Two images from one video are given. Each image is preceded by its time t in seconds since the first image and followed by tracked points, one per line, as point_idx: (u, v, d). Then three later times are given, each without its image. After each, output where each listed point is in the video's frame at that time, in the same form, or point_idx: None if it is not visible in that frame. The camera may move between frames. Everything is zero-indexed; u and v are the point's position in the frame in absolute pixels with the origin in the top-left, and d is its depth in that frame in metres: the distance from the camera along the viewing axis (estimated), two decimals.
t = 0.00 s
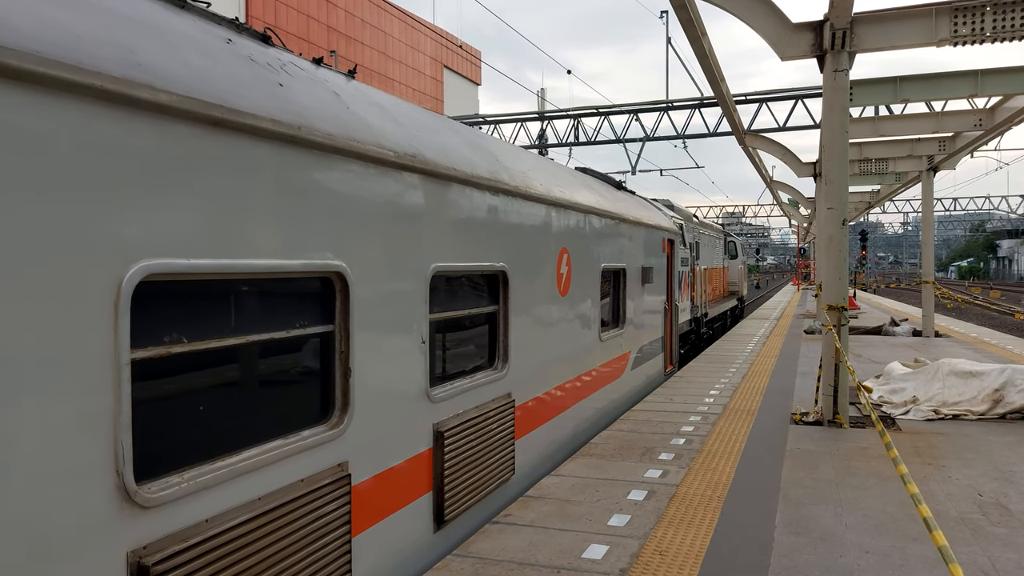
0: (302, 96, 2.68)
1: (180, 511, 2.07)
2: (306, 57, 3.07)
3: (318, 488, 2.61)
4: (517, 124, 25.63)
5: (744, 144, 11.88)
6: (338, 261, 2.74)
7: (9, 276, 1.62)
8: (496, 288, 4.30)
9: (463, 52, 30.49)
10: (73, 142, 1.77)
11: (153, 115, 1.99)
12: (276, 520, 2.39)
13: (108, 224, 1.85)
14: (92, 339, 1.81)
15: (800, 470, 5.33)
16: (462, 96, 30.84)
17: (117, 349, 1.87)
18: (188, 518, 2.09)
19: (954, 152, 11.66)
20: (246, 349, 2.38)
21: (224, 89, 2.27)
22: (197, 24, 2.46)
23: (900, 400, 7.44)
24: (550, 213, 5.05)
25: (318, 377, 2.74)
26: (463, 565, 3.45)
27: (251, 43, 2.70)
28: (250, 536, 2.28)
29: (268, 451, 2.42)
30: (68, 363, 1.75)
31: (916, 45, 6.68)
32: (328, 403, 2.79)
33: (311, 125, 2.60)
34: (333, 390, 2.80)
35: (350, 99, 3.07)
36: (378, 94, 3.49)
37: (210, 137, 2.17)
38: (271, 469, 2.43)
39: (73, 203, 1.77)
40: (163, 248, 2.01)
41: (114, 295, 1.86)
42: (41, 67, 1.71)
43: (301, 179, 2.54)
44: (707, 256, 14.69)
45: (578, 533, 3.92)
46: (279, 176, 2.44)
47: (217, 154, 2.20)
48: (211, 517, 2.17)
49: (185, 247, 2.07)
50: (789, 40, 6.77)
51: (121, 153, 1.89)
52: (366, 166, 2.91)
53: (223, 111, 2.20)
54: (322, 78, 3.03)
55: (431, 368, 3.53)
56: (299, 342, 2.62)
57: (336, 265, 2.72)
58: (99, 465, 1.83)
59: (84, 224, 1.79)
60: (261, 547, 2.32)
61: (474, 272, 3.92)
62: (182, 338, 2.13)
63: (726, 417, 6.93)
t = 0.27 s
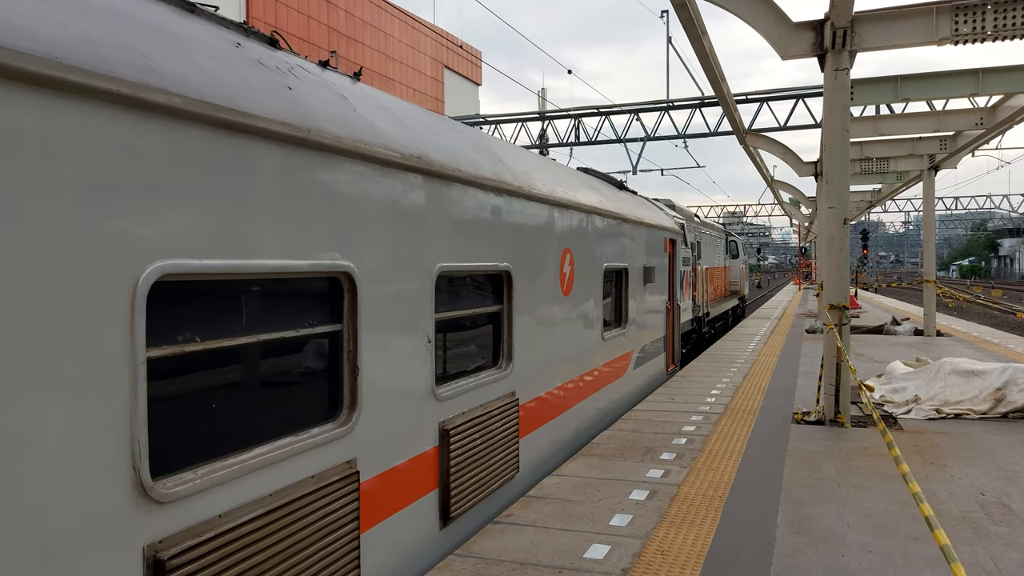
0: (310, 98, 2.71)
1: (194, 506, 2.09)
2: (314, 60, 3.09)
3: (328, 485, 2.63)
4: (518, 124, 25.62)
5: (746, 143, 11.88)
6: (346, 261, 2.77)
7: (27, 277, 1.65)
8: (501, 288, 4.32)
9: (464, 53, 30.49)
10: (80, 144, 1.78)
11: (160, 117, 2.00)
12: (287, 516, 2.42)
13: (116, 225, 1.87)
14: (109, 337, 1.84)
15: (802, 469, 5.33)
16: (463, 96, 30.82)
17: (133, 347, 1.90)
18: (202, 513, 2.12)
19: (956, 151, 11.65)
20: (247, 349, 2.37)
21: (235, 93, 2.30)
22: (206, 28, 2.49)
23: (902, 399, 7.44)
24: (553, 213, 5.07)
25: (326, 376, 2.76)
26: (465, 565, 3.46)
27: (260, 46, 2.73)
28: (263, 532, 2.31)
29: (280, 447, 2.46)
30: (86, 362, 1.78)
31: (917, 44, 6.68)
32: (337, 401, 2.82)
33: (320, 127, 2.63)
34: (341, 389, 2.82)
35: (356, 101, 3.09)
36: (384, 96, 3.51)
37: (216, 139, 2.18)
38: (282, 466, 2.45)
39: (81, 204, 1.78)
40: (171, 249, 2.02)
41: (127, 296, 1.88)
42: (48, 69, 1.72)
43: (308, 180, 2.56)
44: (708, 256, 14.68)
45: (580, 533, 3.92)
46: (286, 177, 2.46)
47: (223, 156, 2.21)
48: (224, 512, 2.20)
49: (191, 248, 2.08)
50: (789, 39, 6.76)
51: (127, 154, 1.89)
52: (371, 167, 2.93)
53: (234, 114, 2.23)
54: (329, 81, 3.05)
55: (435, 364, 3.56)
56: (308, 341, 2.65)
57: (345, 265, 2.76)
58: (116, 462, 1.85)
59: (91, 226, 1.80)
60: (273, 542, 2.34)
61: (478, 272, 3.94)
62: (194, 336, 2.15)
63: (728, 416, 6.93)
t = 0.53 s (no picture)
0: (317, 100, 2.73)
1: (207, 500, 2.12)
2: (319, 61, 3.11)
3: (337, 480, 2.66)
4: (518, 124, 25.61)
5: (746, 143, 11.88)
6: (353, 261, 2.79)
7: (43, 276, 1.67)
8: (504, 287, 4.33)
9: (464, 52, 30.48)
10: (85, 143, 1.77)
11: (165, 117, 1.99)
12: (297, 511, 2.44)
13: (122, 224, 1.86)
14: (124, 335, 1.86)
15: (802, 468, 5.33)
16: (463, 95, 30.81)
17: (148, 343, 1.92)
18: (214, 507, 2.14)
19: (956, 151, 11.64)
20: (246, 348, 2.34)
21: (246, 94, 2.33)
22: (215, 31, 2.52)
23: (901, 398, 7.43)
24: (555, 213, 5.07)
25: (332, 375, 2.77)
26: (464, 564, 3.45)
27: (267, 49, 2.76)
28: (274, 526, 2.33)
29: (291, 442, 2.48)
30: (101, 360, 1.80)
31: (917, 43, 6.67)
32: (345, 398, 2.84)
33: (328, 128, 2.65)
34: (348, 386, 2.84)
35: (362, 103, 3.11)
36: (389, 97, 3.53)
37: (222, 139, 2.18)
38: (292, 461, 2.48)
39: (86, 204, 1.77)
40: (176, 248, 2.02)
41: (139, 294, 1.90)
42: (53, 69, 1.71)
43: (314, 180, 2.57)
44: (708, 255, 14.67)
45: (580, 532, 3.92)
46: (291, 177, 2.46)
47: (228, 155, 2.20)
48: (236, 507, 2.22)
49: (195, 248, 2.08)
50: (789, 38, 6.75)
51: (132, 153, 1.89)
52: (375, 167, 2.93)
53: (244, 116, 2.25)
54: (335, 82, 3.07)
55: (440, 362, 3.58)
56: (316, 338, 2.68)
57: (353, 263, 2.78)
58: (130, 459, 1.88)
59: (96, 226, 1.80)
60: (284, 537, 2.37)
61: (480, 270, 3.94)
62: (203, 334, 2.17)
63: (728, 415, 6.93)
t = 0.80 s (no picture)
0: (325, 101, 2.75)
1: (218, 492, 2.15)
2: (325, 61, 3.12)
3: (344, 474, 2.69)
4: (517, 122, 25.59)
5: (745, 141, 11.88)
6: (360, 258, 2.81)
7: (58, 275, 1.69)
8: (506, 285, 4.34)
9: (462, 50, 30.45)
10: (87, 141, 1.77)
11: (169, 115, 1.99)
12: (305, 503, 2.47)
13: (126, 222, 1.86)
14: (138, 331, 1.88)
15: (801, 466, 5.33)
16: (461, 93, 30.78)
17: (162, 338, 1.94)
18: (225, 499, 2.17)
19: (954, 149, 11.64)
20: (244, 348, 2.32)
21: (255, 95, 2.34)
22: (223, 32, 2.53)
23: (900, 396, 7.44)
24: (556, 211, 5.08)
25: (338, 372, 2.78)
26: (463, 563, 3.43)
27: (275, 50, 2.77)
28: (284, 518, 2.36)
29: (300, 437, 2.51)
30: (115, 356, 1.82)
31: (916, 41, 6.66)
32: (352, 393, 2.86)
33: (335, 129, 2.66)
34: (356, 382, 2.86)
35: (368, 103, 3.13)
36: (393, 97, 3.53)
37: (226, 137, 2.18)
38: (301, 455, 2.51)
39: (90, 203, 1.77)
40: (180, 247, 2.01)
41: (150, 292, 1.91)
42: (56, 67, 1.71)
43: (320, 179, 2.58)
44: (707, 254, 14.66)
45: (578, 530, 3.92)
46: (295, 175, 2.46)
47: (231, 153, 2.20)
48: (246, 499, 2.25)
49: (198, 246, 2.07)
50: (788, 36, 6.74)
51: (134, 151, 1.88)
52: (378, 165, 2.93)
53: (255, 116, 2.27)
54: (341, 82, 3.08)
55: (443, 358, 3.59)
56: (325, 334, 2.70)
57: (360, 261, 2.80)
58: (143, 455, 1.90)
59: (99, 224, 1.79)
60: (294, 529, 2.39)
61: (481, 269, 3.94)
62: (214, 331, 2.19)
63: (726, 414, 6.94)
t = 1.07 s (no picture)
0: (332, 101, 2.76)
1: (230, 484, 2.18)
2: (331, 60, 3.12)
3: (351, 467, 2.72)
4: (515, 120, 25.54)
5: (744, 139, 11.88)
6: (366, 256, 2.85)
7: (74, 273, 1.71)
8: (507, 282, 4.37)
9: (461, 47, 30.39)
10: (89, 138, 1.76)
11: (172, 112, 1.99)
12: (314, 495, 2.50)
13: (130, 219, 1.85)
14: (152, 327, 1.92)
15: (798, 464, 5.33)
16: (460, 90, 30.73)
17: (176, 332, 1.98)
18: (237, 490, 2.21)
19: (953, 147, 11.64)
20: (241, 346, 2.29)
21: (264, 96, 2.36)
22: (233, 33, 2.54)
23: (897, 394, 7.44)
24: (557, 209, 5.09)
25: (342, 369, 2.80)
26: (460, 560, 3.43)
27: (283, 50, 2.78)
28: (294, 509, 2.40)
29: (309, 430, 2.55)
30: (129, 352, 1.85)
31: (915, 39, 6.66)
32: (358, 387, 2.89)
33: (342, 129, 2.69)
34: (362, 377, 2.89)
35: (373, 102, 3.14)
36: (398, 97, 3.54)
37: (230, 135, 2.18)
38: (310, 448, 2.54)
39: (92, 199, 1.76)
40: (183, 244, 2.01)
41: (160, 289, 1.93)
42: (59, 64, 1.70)
43: (325, 177, 2.60)
44: (705, 251, 14.66)
45: (576, 528, 3.92)
46: (298, 172, 2.46)
47: (233, 150, 2.20)
48: (257, 491, 2.29)
49: (200, 243, 2.06)
50: (787, 34, 6.73)
51: (136, 147, 1.87)
52: (380, 163, 2.93)
53: (266, 116, 2.31)
54: (347, 81, 3.09)
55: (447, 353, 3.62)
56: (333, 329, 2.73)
57: (366, 258, 2.84)
58: (155, 450, 1.93)
59: (101, 220, 1.78)
60: (302, 521, 2.43)
61: (483, 266, 3.95)
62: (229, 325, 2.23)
63: (724, 411, 6.94)
